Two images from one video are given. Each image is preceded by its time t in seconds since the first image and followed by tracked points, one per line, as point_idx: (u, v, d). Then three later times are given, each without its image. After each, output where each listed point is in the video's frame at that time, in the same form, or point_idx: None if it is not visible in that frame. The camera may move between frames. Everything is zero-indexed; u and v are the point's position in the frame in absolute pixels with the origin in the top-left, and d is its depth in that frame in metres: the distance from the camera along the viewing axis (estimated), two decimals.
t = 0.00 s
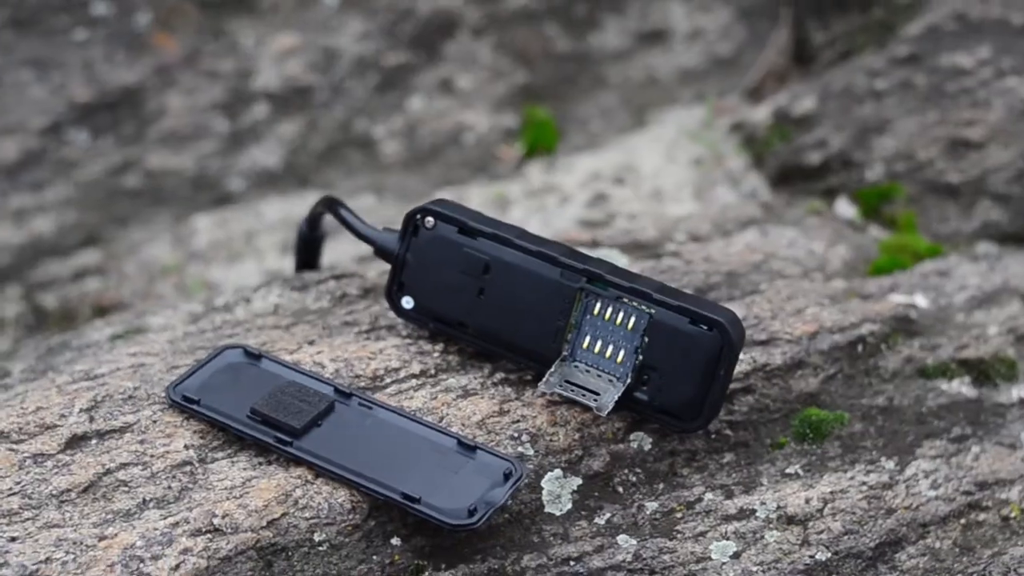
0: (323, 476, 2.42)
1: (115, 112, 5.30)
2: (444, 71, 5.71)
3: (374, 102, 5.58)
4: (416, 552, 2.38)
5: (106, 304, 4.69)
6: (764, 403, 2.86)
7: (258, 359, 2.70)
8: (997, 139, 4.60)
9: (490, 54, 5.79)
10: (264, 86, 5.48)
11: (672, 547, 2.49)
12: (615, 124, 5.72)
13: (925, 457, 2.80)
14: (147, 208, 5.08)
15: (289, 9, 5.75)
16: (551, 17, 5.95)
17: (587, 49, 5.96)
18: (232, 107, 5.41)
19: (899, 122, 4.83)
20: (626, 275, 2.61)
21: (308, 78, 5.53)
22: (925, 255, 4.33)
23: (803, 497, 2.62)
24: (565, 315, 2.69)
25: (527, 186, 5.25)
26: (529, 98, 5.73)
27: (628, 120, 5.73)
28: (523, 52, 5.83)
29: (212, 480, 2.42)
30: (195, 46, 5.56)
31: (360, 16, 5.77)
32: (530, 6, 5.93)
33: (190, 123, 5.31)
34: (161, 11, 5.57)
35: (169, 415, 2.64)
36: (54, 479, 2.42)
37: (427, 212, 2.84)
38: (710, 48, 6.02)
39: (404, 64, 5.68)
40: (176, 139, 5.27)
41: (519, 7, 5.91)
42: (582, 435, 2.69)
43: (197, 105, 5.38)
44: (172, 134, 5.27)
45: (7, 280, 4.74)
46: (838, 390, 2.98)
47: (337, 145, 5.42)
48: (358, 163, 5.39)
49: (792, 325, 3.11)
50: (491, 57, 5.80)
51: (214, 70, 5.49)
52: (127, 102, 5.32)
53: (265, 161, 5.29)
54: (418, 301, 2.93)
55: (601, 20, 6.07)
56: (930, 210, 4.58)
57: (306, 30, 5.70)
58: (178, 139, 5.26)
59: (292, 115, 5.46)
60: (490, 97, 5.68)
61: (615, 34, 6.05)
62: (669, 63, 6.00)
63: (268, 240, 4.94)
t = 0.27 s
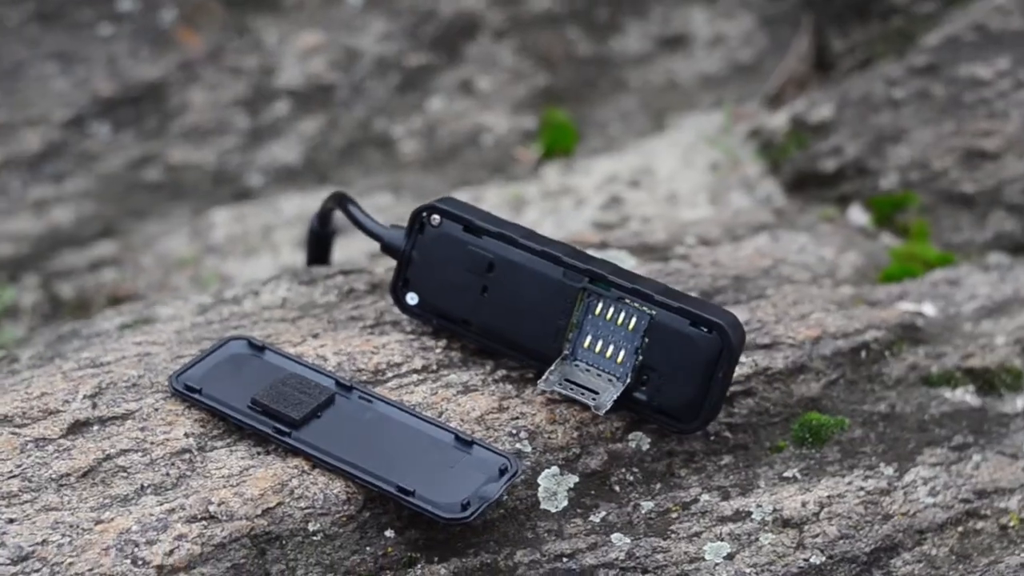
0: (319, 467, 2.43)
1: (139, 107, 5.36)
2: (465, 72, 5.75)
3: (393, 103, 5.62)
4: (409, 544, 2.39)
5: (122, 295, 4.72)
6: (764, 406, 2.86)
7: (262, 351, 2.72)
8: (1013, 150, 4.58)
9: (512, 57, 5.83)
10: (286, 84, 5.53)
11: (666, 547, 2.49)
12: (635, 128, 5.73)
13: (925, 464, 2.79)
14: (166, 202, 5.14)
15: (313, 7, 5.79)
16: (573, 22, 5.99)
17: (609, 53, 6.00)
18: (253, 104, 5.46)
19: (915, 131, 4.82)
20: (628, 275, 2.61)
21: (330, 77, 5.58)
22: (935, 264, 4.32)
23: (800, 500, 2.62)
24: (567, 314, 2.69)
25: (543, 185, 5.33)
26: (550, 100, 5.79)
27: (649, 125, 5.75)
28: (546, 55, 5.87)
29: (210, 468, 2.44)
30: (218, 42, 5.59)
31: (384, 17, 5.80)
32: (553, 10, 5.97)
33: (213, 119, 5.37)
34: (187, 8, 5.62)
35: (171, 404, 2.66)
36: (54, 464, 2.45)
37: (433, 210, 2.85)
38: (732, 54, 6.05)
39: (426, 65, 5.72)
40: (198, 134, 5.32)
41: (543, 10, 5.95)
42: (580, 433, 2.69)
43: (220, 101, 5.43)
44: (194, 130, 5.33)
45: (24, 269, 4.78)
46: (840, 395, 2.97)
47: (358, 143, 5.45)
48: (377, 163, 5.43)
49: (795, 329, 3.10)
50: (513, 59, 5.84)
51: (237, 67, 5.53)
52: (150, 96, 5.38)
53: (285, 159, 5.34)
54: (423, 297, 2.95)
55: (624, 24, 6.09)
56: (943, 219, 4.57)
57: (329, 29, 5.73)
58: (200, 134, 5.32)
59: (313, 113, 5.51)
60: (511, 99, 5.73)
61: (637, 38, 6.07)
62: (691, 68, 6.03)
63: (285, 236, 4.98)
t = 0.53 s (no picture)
0: (314, 456, 2.44)
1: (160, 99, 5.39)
2: (486, 73, 5.82)
3: (413, 101, 5.70)
4: (400, 535, 2.39)
5: (138, 284, 4.79)
6: (763, 409, 2.85)
7: (265, 342, 2.74)
8: None
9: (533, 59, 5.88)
10: (306, 80, 5.59)
11: (658, 545, 2.49)
12: (652, 131, 5.76)
13: (923, 471, 2.78)
14: (186, 193, 5.21)
15: (337, 6, 5.83)
16: (596, 25, 6.01)
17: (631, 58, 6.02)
18: (273, 99, 5.53)
19: (930, 141, 4.80)
20: (629, 274, 2.60)
21: (350, 74, 5.63)
22: (945, 273, 4.30)
23: (794, 503, 2.61)
24: (566, 312, 2.69)
25: (558, 188, 5.37)
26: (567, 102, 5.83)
27: (665, 128, 5.78)
28: (565, 58, 5.90)
29: (206, 454, 2.46)
30: (241, 37, 5.62)
31: (407, 15, 5.85)
32: (575, 13, 5.98)
33: (232, 113, 5.43)
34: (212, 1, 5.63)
35: (171, 390, 2.68)
36: (52, 445, 2.47)
37: (437, 205, 2.86)
38: (752, 61, 6.09)
39: (447, 65, 5.79)
40: (218, 127, 5.38)
41: (565, 13, 5.97)
42: (577, 430, 2.69)
43: (241, 95, 5.48)
44: (215, 123, 5.39)
45: (42, 257, 4.83)
46: (840, 400, 2.96)
47: (376, 140, 5.55)
48: (395, 159, 5.52)
49: (796, 333, 3.10)
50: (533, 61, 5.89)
51: (259, 62, 5.57)
52: (172, 88, 5.41)
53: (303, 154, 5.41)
54: (425, 292, 2.96)
55: (647, 28, 6.11)
56: (955, 229, 4.54)
57: (352, 27, 5.77)
58: (221, 128, 5.38)
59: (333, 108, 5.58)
60: (529, 100, 5.79)
61: (659, 44, 6.09)
62: (712, 74, 6.06)
63: (299, 230, 5.05)
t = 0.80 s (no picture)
0: (306, 444, 2.45)
1: (185, 91, 5.55)
2: (507, 73, 5.89)
3: (434, 99, 5.78)
4: (390, 525, 2.39)
5: (156, 273, 4.88)
6: (760, 410, 2.84)
7: (264, 329, 2.76)
8: None
9: (555, 59, 5.96)
10: (330, 76, 5.71)
11: (648, 543, 2.48)
12: (673, 136, 5.77)
13: (920, 478, 2.77)
14: (207, 183, 5.34)
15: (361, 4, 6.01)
16: (618, 28, 6.12)
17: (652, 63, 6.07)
18: (297, 93, 5.65)
19: (945, 149, 4.79)
20: (626, 272, 2.61)
21: (373, 70, 5.76)
22: (955, 281, 4.27)
23: (787, 506, 2.60)
24: (563, 307, 2.70)
25: (576, 189, 5.39)
26: (587, 103, 5.88)
27: (685, 132, 5.79)
28: (586, 58, 5.99)
29: (200, 439, 2.48)
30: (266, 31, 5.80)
31: (430, 14, 5.98)
32: (598, 15, 6.11)
33: (257, 105, 5.57)
34: None
35: (168, 374, 2.71)
36: (49, 426, 2.51)
37: (439, 198, 2.88)
38: (775, 67, 6.09)
39: (469, 63, 5.88)
40: (242, 120, 5.53)
41: (587, 15, 6.09)
42: (572, 426, 2.69)
43: (265, 88, 5.62)
44: (238, 115, 5.53)
45: (63, 244, 4.95)
46: (839, 405, 2.95)
47: (397, 137, 5.63)
48: (415, 156, 5.60)
49: (796, 336, 3.09)
50: (556, 61, 5.97)
51: (284, 57, 5.72)
52: (197, 81, 5.57)
53: (324, 148, 5.53)
54: (425, 285, 2.97)
55: (669, 32, 6.20)
56: (967, 238, 4.51)
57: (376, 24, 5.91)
58: (244, 120, 5.52)
59: (355, 104, 5.69)
60: (551, 100, 5.84)
61: (681, 47, 6.15)
62: (734, 80, 6.07)
63: (317, 224, 5.11)
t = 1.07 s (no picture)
0: (300, 431, 2.46)
1: (200, 82, 5.71)
2: (525, 71, 5.92)
3: (452, 97, 5.80)
4: (380, 515, 2.39)
5: (167, 261, 4.93)
6: (757, 411, 2.83)
7: (265, 318, 2.77)
8: None
9: (573, 59, 5.98)
10: (346, 72, 5.84)
11: (638, 540, 2.47)
12: (688, 138, 5.71)
13: (917, 483, 2.75)
14: (221, 175, 5.39)
15: None
16: (638, 29, 6.12)
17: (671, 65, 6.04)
18: (315, 88, 5.77)
19: (959, 156, 4.77)
20: (625, 268, 2.60)
21: (391, 67, 5.85)
22: (964, 288, 4.23)
23: (780, 507, 2.59)
24: (562, 302, 2.68)
25: (590, 188, 5.39)
26: (604, 103, 5.84)
27: (700, 134, 5.73)
28: (605, 59, 5.99)
29: (194, 424, 2.49)
30: (286, 25, 5.95)
31: (451, 12, 6.07)
32: (618, 17, 6.14)
33: (273, 99, 5.69)
34: None
35: (167, 359, 2.73)
36: (45, 406, 2.53)
37: (442, 190, 2.87)
38: (795, 72, 5.98)
39: (488, 61, 5.92)
40: (254, 115, 5.63)
41: (607, 16, 6.13)
42: (567, 422, 2.69)
43: (282, 84, 5.76)
44: (254, 109, 5.65)
45: (77, 232, 5.02)
46: (838, 408, 2.93)
47: (413, 133, 5.65)
48: (429, 153, 5.59)
49: (797, 338, 3.07)
50: (573, 62, 5.98)
51: (302, 50, 5.88)
52: (214, 74, 5.73)
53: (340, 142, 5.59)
54: (427, 277, 2.96)
55: (688, 34, 6.17)
56: (979, 246, 4.48)
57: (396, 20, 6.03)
58: (260, 113, 5.64)
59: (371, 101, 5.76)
60: (567, 101, 5.83)
61: (700, 49, 6.12)
62: (752, 83, 5.98)
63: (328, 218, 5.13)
